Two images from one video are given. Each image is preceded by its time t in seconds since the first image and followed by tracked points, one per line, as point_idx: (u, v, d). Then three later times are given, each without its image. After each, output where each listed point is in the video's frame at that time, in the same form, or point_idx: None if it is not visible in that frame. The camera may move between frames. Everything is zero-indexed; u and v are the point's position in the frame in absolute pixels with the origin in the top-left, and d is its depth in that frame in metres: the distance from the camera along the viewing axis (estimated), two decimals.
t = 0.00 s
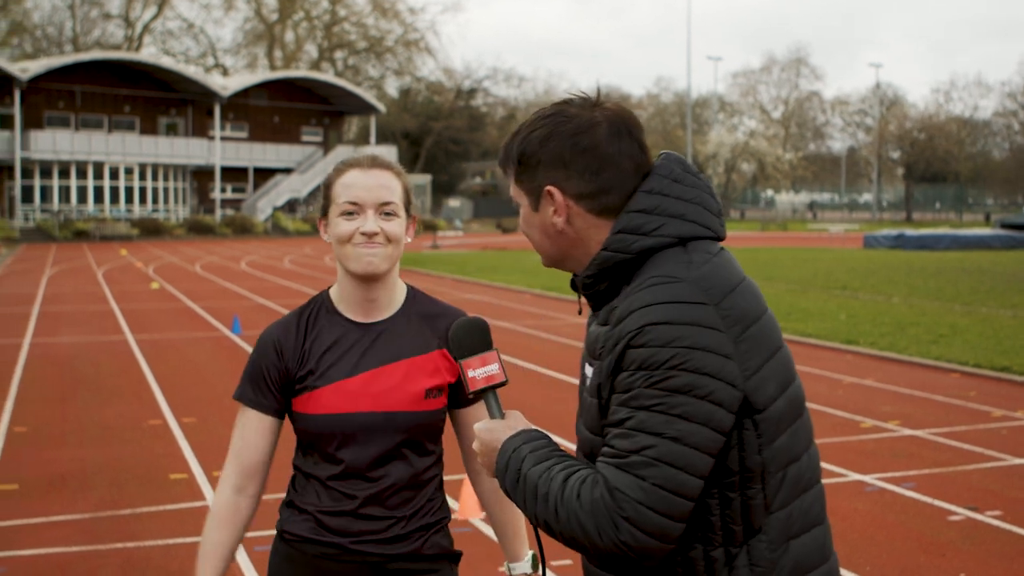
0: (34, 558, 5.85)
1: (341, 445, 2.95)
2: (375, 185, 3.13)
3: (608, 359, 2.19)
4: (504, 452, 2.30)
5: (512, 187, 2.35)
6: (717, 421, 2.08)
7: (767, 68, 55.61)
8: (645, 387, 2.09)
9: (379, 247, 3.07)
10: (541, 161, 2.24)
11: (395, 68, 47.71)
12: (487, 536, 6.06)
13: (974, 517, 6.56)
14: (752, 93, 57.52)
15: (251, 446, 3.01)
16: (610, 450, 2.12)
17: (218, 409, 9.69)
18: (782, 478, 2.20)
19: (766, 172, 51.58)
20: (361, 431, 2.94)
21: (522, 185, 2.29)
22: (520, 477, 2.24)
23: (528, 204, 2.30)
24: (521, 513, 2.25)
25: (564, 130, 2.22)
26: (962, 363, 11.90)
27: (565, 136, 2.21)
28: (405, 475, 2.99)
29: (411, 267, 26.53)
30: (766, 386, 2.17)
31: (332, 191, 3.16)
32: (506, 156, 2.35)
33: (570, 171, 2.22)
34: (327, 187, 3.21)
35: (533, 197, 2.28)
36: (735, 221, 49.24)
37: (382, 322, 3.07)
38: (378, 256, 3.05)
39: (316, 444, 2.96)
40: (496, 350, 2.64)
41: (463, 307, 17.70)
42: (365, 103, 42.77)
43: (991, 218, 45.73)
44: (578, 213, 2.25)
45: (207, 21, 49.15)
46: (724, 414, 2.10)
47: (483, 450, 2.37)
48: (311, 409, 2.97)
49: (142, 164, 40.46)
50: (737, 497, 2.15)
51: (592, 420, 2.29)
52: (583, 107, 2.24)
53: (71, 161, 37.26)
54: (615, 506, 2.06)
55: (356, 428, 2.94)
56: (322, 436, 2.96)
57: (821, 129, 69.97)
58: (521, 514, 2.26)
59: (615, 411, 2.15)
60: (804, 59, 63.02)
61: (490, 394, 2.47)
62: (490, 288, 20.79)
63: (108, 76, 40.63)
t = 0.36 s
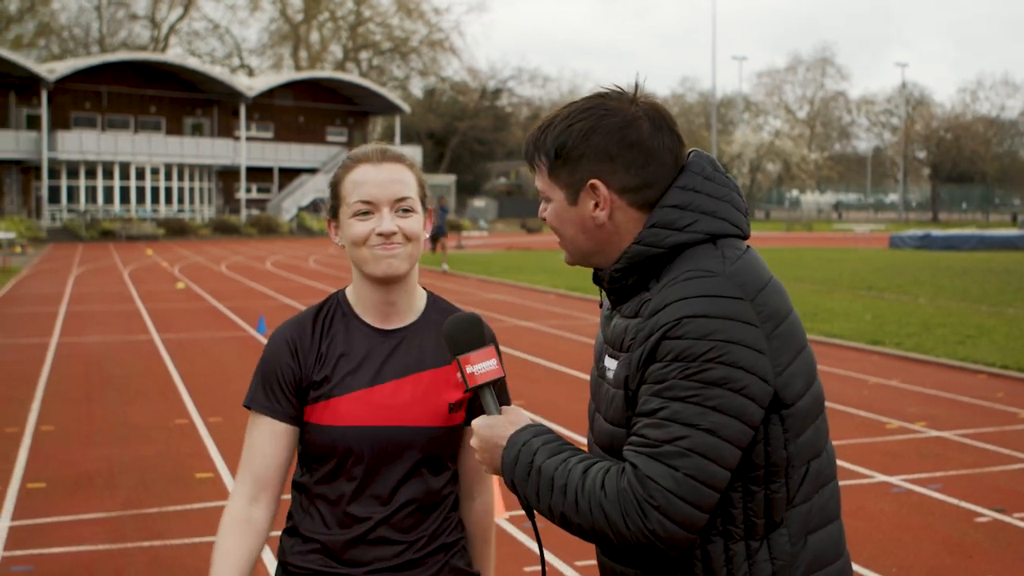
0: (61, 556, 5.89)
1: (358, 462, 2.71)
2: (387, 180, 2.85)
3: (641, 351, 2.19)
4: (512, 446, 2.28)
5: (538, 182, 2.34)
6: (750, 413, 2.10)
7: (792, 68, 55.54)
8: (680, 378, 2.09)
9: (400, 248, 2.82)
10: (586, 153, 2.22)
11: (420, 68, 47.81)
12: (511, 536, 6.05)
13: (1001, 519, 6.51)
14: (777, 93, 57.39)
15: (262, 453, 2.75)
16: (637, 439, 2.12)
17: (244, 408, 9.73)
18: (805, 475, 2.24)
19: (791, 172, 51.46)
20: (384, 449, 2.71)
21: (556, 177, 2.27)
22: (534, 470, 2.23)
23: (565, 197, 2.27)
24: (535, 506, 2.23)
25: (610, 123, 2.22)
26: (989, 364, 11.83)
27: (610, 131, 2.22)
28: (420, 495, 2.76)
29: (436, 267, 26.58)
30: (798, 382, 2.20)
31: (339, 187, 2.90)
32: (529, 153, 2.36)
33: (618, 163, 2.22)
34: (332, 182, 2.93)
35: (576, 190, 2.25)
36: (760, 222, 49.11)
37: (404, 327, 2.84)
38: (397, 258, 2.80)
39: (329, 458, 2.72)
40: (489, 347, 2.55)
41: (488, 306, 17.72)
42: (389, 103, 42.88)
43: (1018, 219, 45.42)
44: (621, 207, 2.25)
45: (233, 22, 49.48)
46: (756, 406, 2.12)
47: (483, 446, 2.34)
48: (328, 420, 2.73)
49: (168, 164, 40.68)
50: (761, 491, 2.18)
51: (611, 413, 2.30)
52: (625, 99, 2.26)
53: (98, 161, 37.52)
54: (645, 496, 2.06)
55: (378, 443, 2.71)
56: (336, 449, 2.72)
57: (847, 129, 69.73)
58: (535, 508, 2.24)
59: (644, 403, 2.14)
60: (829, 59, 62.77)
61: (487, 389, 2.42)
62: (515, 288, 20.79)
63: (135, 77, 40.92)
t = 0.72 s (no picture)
0: (83, 555, 5.91)
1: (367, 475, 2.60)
2: (386, 183, 2.68)
3: (645, 349, 2.19)
4: (515, 446, 2.26)
5: (528, 181, 2.32)
6: (754, 409, 2.12)
7: (814, 68, 55.36)
8: (687, 375, 2.10)
9: (400, 264, 2.68)
10: (585, 155, 2.23)
11: (441, 68, 47.85)
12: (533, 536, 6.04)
13: None
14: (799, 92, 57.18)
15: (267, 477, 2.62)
16: (644, 438, 2.11)
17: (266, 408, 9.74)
18: (797, 475, 2.28)
19: (814, 172, 51.27)
20: (409, 457, 2.61)
21: (553, 178, 2.27)
22: (540, 468, 2.21)
23: (564, 198, 2.26)
24: (538, 505, 2.22)
25: (609, 123, 2.23)
26: (1012, 365, 11.77)
27: (609, 131, 2.23)
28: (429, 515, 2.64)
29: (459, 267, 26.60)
30: (794, 379, 2.22)
31: (334, 189, 2.72)
32: (519, 154, 2.34)
33: (619, 162, 2.23)
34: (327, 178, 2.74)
35: (576, 190, 2.24)
36: (781, 222, 48.95)
37: (409, 334, 2.72)
38: (397, 277, 2.67)
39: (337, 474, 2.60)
40: (492, 342, 2.53)
41: (510, 306, 17.74)
42: (411, 103, 42.94)
43: None
44: (621, 207, 2.25)
45: (256, 22, 49.70)
46: (760, 403, 2.13)
47: (478, 440, 2.34)
48: (332, 435, 2.61)
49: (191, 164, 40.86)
50: (759, 487, 2.20)
51: (605, 411, 2.29)
52: (616, 99, 2.27)
53: (121, 161, 37.68)
54: (656, 494, 2.06)
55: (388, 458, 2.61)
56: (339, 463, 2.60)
57: (869, 129, 69.49)
58: (539, 506, 2.22)
59: (648, 402, 2.14)
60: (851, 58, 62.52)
61: (488, 383, 2.39)
62: (536, 287, 20.80)
63: (159, 78, 41.13)
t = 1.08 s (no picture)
0: (111, 551, 5.95)
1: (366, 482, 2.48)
2: (368, 183, 2.61)
3: (670, 352, 2.22)
4: (549, 427, 2.30)
5: (543, 185, 2.35)
6: (779, 414, 2.16)
7: (839, 68, 55.12)
8: (716, 380, 2.14)
9: (381, 265, 2.59)
10: (612, 162, 2.25)
11: (465, 67, 47.86)
12: (558, 536, 6.03)
13: None
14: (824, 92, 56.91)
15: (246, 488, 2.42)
16: (670, 441, 2.15)
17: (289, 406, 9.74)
18: (814, 477, 2.33)
19: (839, 172, 51.01)
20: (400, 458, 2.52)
21: (573, 184, 2.28)
22: (572, 457, 2.25)
23: (588, 206, 2.28)
24: (566, 492, 2.27)
25: (633, 128, 2.26)
26: None
27: (634, 136, 2.25)
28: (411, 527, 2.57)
29: (483, 266, 26.62)
30: (815, 382, 2.27)
31: (307, 192, 2.61)
32: (536, 159, 2.36)
33: (646, 167, 2.26)
34: (297, 181, 2.64)
35: (598, 199, 2.27)
36: (806, 223, 48.73)
37: (379, 335, 2.61)
38: (380, 278, 2.57)
39: (333, 479, 2.45)
40: (551, 312, 2.50)
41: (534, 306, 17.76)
42: (435, 103, 42.97)
43: None
44: (642, 211, 2.28)
45: (280, 22, 49.88)
46: (785, 405, 2.18)
47: (510, 409, 2.38)
48: (321, 438, 2.46)
49: (215, 164, 41.00)
50: (780, 491, 2.25)
51: (621, 411, 2.32)
52: (636, 102, 2.30)
53: (146, 161, 37.83)
54: (690, 500, 2.10)
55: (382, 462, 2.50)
56: (335, 469, 2.45)
57: (895, 129, 69.16)
58: (566, 494, 2.27)
59: (676, 404, 2.18)
60: (877, 57, 62.21)
61: (532, 355, 2.42)
62: (560, 287, 20.79)
63: (184, 78, 41.32)
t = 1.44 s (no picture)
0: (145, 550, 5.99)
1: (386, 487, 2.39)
2: (377, 186, 2.46)
3: (719, 349, 2.21)
4: (590, 422, 2.28)
5: (593, 177, 2.32)
6: (829, 413, 2.15)
7: (870, 67, 54.91)
8: (766, 377, 2.13)
9: (401, 265, 2.46)
10: (670, 156, 2.21)
11: (495, 68, 47.96)
12: (588, 537, 6.03)
13: None
14: (855, 91, 56.69)
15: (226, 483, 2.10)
16: (717, 438, 2.14)
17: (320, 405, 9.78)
18: (860, 479, 2.32)
19: (870, 172, 50.77)
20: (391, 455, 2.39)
21: (627, 176, 2.24)
22: (614, 452, 2.23)
23: (642, 200, 2.25)
24: (607, 488, 2.25)
25: (692, 122, 2.22)
26: None
27: (693, 131, 2.22)
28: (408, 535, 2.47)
29: (513, 266, 26.66)
30: (865, 383, 2.27)
31: (328, 193, 2.42)
32: (589, 149, 2.31)
33: (705, 163, 2.23)
34: (311, 179, 2.44)
35: (651, 193, 2.24)
36: (837, 223, 48.57)
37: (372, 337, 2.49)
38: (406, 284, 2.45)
39: (358, 484, 2.33)
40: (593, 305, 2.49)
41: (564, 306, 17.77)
42: (465, 104, 43.06)
43: None
44: (694, 207, 2.25)
45: (311, 23, 50.16)
46: (836, 404, 2.17)
47: (548, 406, 2.36)
48: (336, 442, 2.31)
49: (247, 164, 41.25)
50: (827, 493, 2.25)
51: (665, 407, 2.31)
52: (693, 96, 2.26)
53: (178, 161, 38.07)
54: (736, 496, 2.08)
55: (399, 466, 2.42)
56: (360, 474, 2.34)
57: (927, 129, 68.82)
58: (605, 490, 2.26)
59: (723, 401, 2.17)
60: (910, 57, 61.91)
61: (571, 351, 2.41)
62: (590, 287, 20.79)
63: (216, 79, 41.59)
